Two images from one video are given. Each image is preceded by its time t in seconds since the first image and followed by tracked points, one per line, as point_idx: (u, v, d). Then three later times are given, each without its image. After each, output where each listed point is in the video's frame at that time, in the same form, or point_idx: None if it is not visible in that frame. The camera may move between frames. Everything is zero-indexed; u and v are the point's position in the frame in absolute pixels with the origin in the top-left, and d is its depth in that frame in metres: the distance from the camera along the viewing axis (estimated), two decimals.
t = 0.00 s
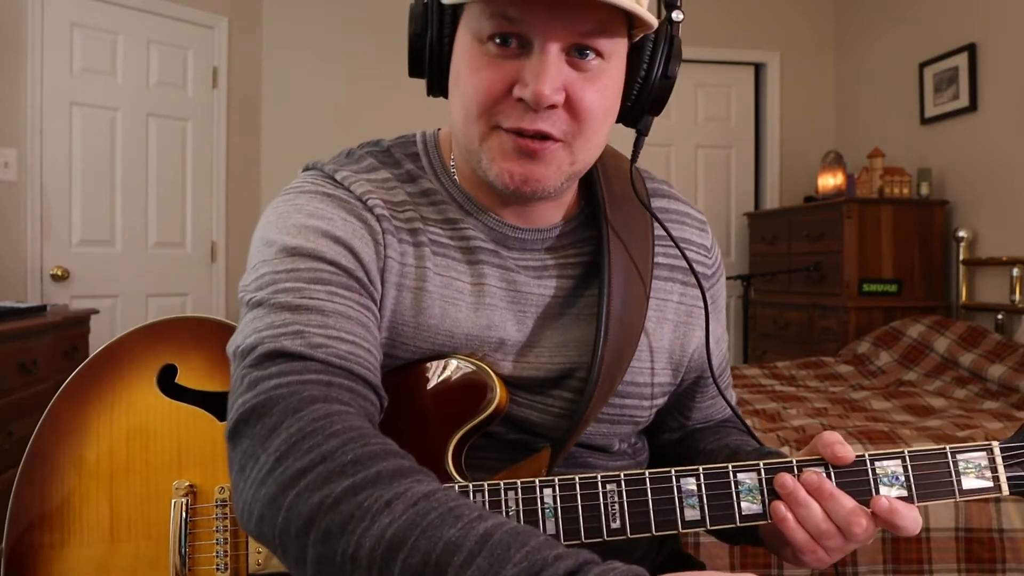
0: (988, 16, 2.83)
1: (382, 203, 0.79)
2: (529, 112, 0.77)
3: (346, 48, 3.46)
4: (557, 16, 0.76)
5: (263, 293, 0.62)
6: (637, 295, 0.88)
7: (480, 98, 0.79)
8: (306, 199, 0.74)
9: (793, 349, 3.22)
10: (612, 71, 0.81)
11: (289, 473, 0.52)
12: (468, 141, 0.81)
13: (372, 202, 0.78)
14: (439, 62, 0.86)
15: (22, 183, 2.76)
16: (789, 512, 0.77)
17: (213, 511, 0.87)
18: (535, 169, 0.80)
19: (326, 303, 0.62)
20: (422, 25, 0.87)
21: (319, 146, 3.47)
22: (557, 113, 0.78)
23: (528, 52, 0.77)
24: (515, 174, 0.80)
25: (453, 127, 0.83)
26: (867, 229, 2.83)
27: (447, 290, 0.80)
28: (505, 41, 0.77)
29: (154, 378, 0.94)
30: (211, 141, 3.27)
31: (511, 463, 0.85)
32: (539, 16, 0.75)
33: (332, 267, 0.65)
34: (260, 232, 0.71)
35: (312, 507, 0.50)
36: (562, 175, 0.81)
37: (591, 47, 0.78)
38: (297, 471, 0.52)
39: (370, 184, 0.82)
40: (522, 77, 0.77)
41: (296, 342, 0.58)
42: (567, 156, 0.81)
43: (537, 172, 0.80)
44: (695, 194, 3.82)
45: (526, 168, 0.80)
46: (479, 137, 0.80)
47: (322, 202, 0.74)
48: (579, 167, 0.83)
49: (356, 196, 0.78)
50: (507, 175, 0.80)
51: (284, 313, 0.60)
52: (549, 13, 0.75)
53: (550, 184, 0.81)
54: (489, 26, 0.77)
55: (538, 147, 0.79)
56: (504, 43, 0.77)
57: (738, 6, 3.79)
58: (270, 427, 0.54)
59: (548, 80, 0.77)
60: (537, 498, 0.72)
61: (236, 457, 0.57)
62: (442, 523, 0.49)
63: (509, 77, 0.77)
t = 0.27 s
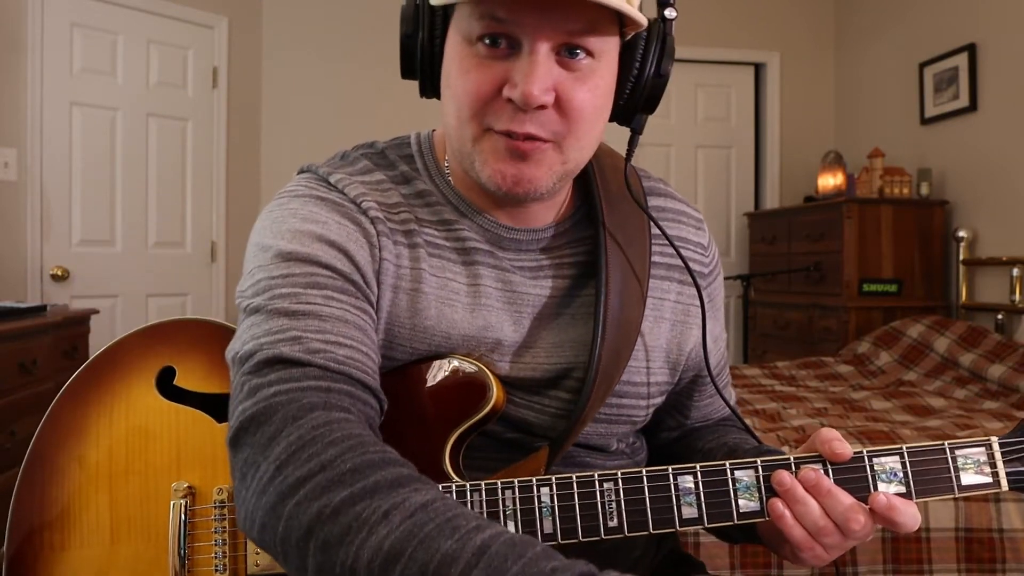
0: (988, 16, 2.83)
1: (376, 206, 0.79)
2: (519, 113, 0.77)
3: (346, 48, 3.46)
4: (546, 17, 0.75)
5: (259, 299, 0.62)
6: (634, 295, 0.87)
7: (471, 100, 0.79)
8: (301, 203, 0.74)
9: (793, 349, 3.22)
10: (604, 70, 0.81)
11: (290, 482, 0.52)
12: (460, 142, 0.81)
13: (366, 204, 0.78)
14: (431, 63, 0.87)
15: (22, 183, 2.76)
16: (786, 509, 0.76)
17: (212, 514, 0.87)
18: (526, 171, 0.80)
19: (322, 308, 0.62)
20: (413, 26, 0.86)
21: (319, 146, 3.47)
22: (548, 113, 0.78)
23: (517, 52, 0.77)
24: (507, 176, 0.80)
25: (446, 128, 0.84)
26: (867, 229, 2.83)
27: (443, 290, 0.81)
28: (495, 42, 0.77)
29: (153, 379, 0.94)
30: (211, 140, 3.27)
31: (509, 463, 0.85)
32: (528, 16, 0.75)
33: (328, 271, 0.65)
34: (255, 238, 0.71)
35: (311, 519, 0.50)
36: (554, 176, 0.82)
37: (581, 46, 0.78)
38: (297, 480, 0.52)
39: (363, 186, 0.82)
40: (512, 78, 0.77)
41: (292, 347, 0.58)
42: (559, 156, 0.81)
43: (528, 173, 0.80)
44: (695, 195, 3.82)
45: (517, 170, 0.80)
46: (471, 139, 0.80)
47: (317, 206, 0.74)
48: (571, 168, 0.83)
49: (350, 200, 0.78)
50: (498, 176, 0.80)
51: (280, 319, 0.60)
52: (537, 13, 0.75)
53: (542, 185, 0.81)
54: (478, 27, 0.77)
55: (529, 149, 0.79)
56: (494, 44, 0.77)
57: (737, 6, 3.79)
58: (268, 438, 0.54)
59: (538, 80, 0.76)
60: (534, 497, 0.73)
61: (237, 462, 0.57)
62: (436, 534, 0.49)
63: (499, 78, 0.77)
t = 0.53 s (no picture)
0: (988, 17, 2.83)
1: (370, 207, 0.79)
2: (516, 111, 0.77)
3: (346, 48, 3.46)
4: (541, 15, 0.75)
5: (231, 295, 0.61)
6: (632, 294, 0.88)
7: (468, 98, 0.79)
8: (295, 202, 0.74)
9: (793, 349, 3.22)
10: (601, 68, 0.81)
11: (226, 476, 0.46)
12: (458, 140, 0.81)
13: (361, 206, 0.79)
14: (430, 62, 0.87)
15: (22, 182, 2.76)
16: (785, 505, 0.77)
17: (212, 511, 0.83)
18: (524, 168, 0.80)
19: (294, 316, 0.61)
20: (411, 25, 0.86)
21: (319, 146, 3.47)
22: (545, 111, 0.78)
23: (514, 50, 0.77)
24: (504, 174, 0.80)
25: (444, 126, 0.84)
26: (867, 229, 2.83)
27: (439, 291, 0.81)
28: (492, 40, 0.77)
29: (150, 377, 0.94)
30: (211, 140, 3.27)
31: (507, 463, 0.85)
32: (524, 15, 0.75)
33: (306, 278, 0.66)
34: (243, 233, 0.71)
35: (240, 508, 0.45)
36: (553, 173, 0.81)
37: (578, 44, 0.78)
38: (237, 473, 0.46)
39: (360, 185, 0.82)
40: (508, 76, 0.77)
41: (258, 349, 0.56)
42: (558, 153, 0.81)
43: (526, 170, 0.80)
44: (695, 196, 3.82)
45: (515, 168, 0.79)
46: (469, 137, 0.80)
47: (310, 207, 0.75)
48: (570, 166, 0.83)
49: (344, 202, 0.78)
50: (496, 173, 0.80)
51: (248, 320, 0.58)
52: (534, 12, 0.75)
53: (540, 182, 0.81)
54: (474, 25, 0.77)
55: (527, 147, 0.79)
56: (490, 42, 0.77)
57: (737, 6, 3.79)
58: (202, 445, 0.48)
59: (534, 78, 0.76)
60: (533, 495, 0.75)
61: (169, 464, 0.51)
62: (358, 522, 0.45)
63: (496, 76, 0.77)
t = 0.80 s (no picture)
0: (988, 17, 2.83)
1: (350, 211, 0.82)
2: (520, 111, 0.77)
3: (346, 48, 3.46)
4: (548, 15, 0.76)
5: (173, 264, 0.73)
6: (634, 294, 0.87)
7: (473, 97, 0.79)
8: (275, 198, 0.80)
9: (793, 348, 3.22)
10: (606, 69, 0.81)
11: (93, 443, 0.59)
12: (462, 140, 0.81)
13: (341, 211, 0.82)
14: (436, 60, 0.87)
15: (22, 182, 2.76)
16: (784, 500, 0.77)
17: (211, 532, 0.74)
18: (528, 168, 0.79)
19: (209, 312, 0.71)
20: (417, 22, 0.85)
21: (319, 145, 3.47)
22: (549, 111, 0.78)
23: (521, 49, 0.78)
24: (508, 173, 0.79)
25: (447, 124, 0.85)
26: (867, 229, 2.83)
27: (431, 292, 0.82)
28: (498, 39, 0.78)
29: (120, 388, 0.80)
30: (211, 140, 3.27)
31: (507, 461, 0.86)
32: (531, 15, 0.76)
33: (239, 276, 0.73)
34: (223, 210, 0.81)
35: (88, 479, 0.59)
36: (556, 174, 0.81)
37: (584, 45, 0.79)
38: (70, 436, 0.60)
39: (349, 187, 0.84)
40: (513, 75, 0.77)
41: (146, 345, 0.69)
42: (561, 154, 0.80)
43: (531, 170, 0.79)
44: (695, 196, 3.82)
45: (519, 167, 0.79)
46: (472, 137, 0.80)
47: (285, 205, 0.80)
48: (574, 166, 0.82)
49: (325, 202, 0.83)
50: (500, 172, 0.79)
51: (167, 296, 0.70)
52: (540, 13, 0.76)
53: (543, 182, 0.80)
54: (481, 24, 0.78)
55: (531, 147, 0.79)
56: (497, 42, 0.78)
57: (737, 6, 3.79)
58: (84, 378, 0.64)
59: (540, 78, 0.77)
60: (531, 493, 0.77)
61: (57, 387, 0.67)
62: (180, 523, 0.58)
63: (502, 75, 0.78)
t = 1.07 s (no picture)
0: (988, 17, 2.83)
1: (333, 203, 0.84)
2: (503, 108, 0.77)
3: (346, 48, 3.46)
4: (529, 13, 0.77)
5: (157, 234, 0.80)
6: (624, 291, 0.87)
7: (458, 96, 0.79)
8: (262, 182, 0.84)
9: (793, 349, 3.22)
10: (591, 66, 0.81)
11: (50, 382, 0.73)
12: (450, 141, 0.81)
13: (323, 203, 0.84)
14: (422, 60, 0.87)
15: (22, 182, 2.76)
16: (775, 492, 0.76)
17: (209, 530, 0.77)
18: (513, 167, 0.79)
19: (176, 283, 0.77)
20: (403, 22, 0.86)
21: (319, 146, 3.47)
22: (532, 109, 0.78)
23: (502, 47, 0.78)
24: (493, 173, 0.79)
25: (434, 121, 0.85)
26: (867, 229, 2.83)
27: (416, 286, 0.83)
28: (481, 37, 0.79)
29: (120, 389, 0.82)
30: (211, 140, 3.27)
31: (502, 459, 0.87)
32: (512, 12, 0.77)
33: (210, 253, 0.78)
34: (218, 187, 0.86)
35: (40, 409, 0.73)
36: (541, 173, 0.80)
37: (567, 42, 0.79)
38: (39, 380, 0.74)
39: (336, 179, 0.86)
40: (496, 73, 0.78)
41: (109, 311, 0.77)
42: (545, 152, 0.80)
43: (515, 169, 0.79)
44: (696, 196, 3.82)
45: (504, 167, 0.79)
46: (458, 136, 0.80)
47: (269, 190, 0.83)
48: (559, 165, 0.82)
49: (310, 190, 0.85)
50: (485, 172, 0.79)
51: (144, 265, 0.77)
52: (521, 10, 0.77)
53: (529, 182, 0.80)
54: (464, 23, 0.79)
55: (515, 146, 0.79)
56: (480, 40, 0.79)
57: (737, 6, 3.79)
58: (59, 329, 0.76)
59: (522, 75, 0.77)
60: (521, 491, 0.77)
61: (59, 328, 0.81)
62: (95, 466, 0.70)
63: (484, 73, 0.78)
